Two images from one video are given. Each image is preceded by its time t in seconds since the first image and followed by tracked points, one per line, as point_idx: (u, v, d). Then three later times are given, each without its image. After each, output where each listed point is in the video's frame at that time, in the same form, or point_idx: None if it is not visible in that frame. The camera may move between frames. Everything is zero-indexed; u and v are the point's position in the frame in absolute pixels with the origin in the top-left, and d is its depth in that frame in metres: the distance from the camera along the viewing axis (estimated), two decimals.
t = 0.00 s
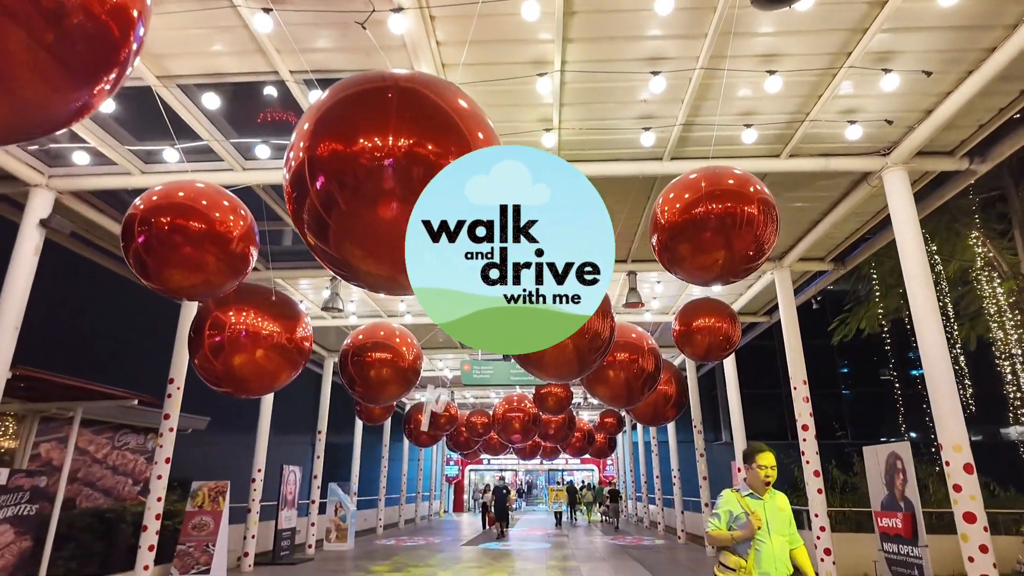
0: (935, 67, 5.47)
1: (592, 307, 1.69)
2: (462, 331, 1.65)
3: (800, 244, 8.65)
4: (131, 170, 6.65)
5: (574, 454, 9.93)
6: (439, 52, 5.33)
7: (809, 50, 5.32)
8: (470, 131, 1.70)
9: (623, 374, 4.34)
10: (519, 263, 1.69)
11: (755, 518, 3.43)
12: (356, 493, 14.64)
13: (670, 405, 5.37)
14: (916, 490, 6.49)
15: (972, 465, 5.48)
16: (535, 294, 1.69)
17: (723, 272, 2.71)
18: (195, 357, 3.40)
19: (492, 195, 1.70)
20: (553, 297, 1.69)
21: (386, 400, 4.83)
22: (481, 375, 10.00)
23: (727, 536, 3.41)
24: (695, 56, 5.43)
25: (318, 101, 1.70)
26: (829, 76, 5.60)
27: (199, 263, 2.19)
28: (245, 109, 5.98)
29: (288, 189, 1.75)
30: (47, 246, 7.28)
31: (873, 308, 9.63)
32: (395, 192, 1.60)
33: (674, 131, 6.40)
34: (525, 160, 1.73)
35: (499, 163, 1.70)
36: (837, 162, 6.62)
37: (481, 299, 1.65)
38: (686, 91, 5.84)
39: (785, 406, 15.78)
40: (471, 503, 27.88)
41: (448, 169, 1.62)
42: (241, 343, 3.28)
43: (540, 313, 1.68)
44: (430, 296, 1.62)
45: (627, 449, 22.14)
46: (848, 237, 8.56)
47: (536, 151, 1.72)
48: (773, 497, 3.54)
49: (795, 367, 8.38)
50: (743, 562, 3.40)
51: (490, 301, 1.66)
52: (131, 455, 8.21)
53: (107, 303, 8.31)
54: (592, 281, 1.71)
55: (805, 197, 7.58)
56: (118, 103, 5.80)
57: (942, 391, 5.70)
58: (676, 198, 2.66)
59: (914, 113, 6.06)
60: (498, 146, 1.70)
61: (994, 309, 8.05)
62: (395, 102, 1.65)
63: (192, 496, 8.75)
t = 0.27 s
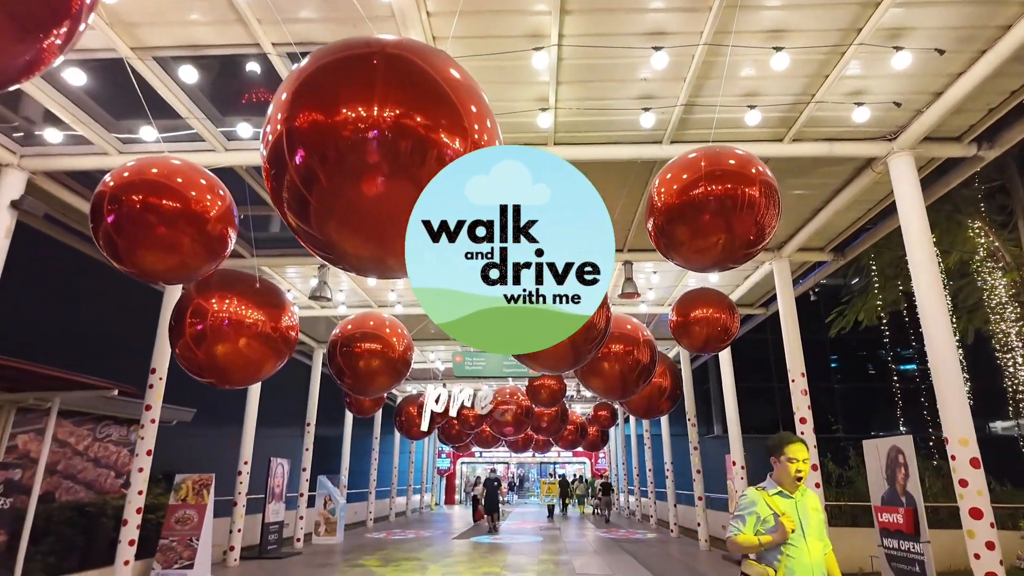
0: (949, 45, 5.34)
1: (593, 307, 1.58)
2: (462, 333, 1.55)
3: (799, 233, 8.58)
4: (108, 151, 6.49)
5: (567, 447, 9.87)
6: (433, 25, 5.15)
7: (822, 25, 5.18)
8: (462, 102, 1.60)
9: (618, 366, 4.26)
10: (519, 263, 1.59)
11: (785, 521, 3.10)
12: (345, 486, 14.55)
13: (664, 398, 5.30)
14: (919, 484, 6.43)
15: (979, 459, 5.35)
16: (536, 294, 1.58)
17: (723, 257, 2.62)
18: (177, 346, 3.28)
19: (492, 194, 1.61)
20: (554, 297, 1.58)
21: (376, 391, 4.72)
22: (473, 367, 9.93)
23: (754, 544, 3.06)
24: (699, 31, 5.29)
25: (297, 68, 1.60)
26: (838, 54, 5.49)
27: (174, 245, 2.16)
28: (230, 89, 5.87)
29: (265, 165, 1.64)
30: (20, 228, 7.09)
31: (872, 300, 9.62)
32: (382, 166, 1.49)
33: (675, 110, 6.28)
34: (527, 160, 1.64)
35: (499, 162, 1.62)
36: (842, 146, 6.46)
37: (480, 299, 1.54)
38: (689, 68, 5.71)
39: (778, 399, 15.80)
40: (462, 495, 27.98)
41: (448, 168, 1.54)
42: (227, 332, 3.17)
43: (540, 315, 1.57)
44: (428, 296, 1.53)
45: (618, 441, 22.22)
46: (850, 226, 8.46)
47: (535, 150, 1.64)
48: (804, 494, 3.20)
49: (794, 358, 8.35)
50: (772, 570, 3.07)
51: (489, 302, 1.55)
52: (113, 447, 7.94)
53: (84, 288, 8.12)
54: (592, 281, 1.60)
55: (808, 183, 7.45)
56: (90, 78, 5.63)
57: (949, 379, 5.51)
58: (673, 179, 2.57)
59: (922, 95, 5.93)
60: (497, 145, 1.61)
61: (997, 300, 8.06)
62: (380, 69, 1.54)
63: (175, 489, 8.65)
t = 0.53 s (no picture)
0: (959, 22, 5.11)
1: (591, 306, 1.71)
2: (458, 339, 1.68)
3: (793, 223, 8.52)
4: (77, 127, 6.27)
5: (556, 441, 9.81)
6: None
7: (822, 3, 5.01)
8: (448, 69, 1.49)
9: (609, 358, 4.18)
10: (519, 263, 1.72)
11: (826, 513, 2.57)
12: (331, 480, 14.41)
13: (655, 391, 5.23)
14: (915, 479, 6.39)
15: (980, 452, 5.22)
16: (535, 294, 1.71)
17: (719, 239, 2.55)
18: (151, 335, 3.15)
19: (492, 194, 1.72)
20: (553, 297, 1.71)
21: (361, 383, 4.60)
22: (461, 359, 9.82)
23: (785, 542, 2.53)
24: (698, 3, 5.06)
25: (269, 28, 1.49)
26: (842, 33, 5.29)
27: (143, 223, 2.12)
28: (207, 66, 5.70)
29: (235, 135, 1.53)
30: None
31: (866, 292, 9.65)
32: (360, 133, 1.38)
33: (671, 89, 6.05)
34: (526, 157, 1.77)
35: (499, 163, 1.73)
36: (842, 130, 6.31)
37: (480, 299, 1.66)
38: (686, 45, 5.48)
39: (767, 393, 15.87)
40: (451, 490, 27.91)
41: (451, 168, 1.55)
42: (206, 321, 3.05)
43: (540, 314, 1.69)
44: (430, 296, 1.65)
45: (607, 436, 22.22)
46: (845, 216, 8.39)
47: (535, 151, 1.76)
48: (846, 486, 2.66)
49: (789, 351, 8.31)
50: None
51: (490, 301, 1.67)
52: (89, 439, 7.91)
53: (52, 275, 7.90)
54: (592, 281, 1.74)
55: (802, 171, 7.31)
56: (53, 48, 5.42)
57: (947, 372, 5.38)
58: (665, 157, 2.48)
59: (928, 76, 5.72)
60: (496, 146, 1.72)
61: (994, 293, 8.24)
62: (359, 31, 1.43)
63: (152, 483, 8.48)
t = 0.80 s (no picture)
0: None
1: (592, 307, 1.66)
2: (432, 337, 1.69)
3: (793, 212, 8.40)
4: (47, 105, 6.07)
5: (549, 436, 9.70)
6: None
7: None
8: (430, 31, 1.39)
9: (603, 351, 4.08)
10: (519, 263, 1.68)
11: (904, 526, 2.02)
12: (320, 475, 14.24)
13: (649, 385, 5.14)
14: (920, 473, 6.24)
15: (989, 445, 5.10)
16: (535, 294, 1.66)
17: (719, 218, 2.48)
18: (128, 324, 3.02)
19: (492, 194, 1.72)
20: (553, 297, 1.66)
21: (347, 376, 4.49)
22: (452, 352, 9.67)
23: (848, 561, 2.02)
24: None
25: None
26: (849, 6, 5.09)
27: (107, 201, 2.11)
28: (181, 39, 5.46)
29: (197, 104, 1.40)
30: None
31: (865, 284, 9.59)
32: (333, 96, 1.26)
33: (669, 67, 5.82)
34: (526, 158, 1.76)
35: (498, 163, 1.74)
36: (846, 112, 6.15)
37: (480, 299, 1.63)
38: (685, 18, 5.25)
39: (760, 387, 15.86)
40: (444, 485, 27.79)
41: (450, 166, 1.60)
42: (185, 309, 2.92)
43: (540, 314, 1.64)
44: (430, 295, 1.62)
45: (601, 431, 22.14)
46: (845, 204, 8.29)
47: (536, 151, 1.75)
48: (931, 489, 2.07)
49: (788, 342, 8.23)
50: None
51: (490, 302, 1.63)
52: (70, 433, 7.81)
53: (20, 261, 7.63)
54: (592, 281, 1.69)
55: (803, 155, 7.19)
56: (15, 14, 5.18)
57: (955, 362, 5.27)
58: (663, 132, 2.39)
59: (937, 53, 5.54)
60: (497, 147, 1.74)
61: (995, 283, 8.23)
62: None
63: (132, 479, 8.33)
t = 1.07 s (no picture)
0: None
1: (589, 305, 2.18)
2: (464, 325, 2.13)
3: (800, 201, 8.26)
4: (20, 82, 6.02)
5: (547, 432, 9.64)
6: None
7: None
8: None
9: (604, 344, 3.97)
10: (519, 264, 2.21)
11: None
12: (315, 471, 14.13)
13: (649, 380, 5.04)
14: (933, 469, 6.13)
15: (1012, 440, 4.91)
16: (535, 293, 2.18)
17: (729, 199, 2.40)
18: (110, 316, 2.91)
19: (492, 193, 2.31)
20: (554, 297, 2.19)
21: (340, 370, 4.38)
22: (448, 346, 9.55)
23: None
24: None
25: None
26: None
27: (77, 180, 2.09)
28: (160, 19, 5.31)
29: (166, 75, 1.31)
30: None
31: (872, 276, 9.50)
32: (311, 59, 1.16)
33: (675, 44, 5.68)
34: (524, 158, 2.36)
35: (498, 165, 2.35)
36: (858, 93, 6.00)
37: (480, 299, 2.15)
38: None
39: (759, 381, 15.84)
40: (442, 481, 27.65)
41: (444, 176, 2.29)
42: (169, 300, 2.81)
43: (538, 313, 2.16)
44: (434, 294, 2.16)
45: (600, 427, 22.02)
46: (852, 192, 8.16)
47: (533, 155, 2.35)
48: None
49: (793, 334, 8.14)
50: None
51: (490, 301, 2.15)
52: (56, 428, 7.96)
53: (6, 247, 7.45)
54: (591, 281, 2.22)
55: (812, 140, 7.04)
56: None
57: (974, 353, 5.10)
58: (670, 108, 2.31)
59: (956, 28, 5.38)
60: (499, 153, 2.35)
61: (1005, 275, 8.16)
62: None
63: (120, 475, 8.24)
